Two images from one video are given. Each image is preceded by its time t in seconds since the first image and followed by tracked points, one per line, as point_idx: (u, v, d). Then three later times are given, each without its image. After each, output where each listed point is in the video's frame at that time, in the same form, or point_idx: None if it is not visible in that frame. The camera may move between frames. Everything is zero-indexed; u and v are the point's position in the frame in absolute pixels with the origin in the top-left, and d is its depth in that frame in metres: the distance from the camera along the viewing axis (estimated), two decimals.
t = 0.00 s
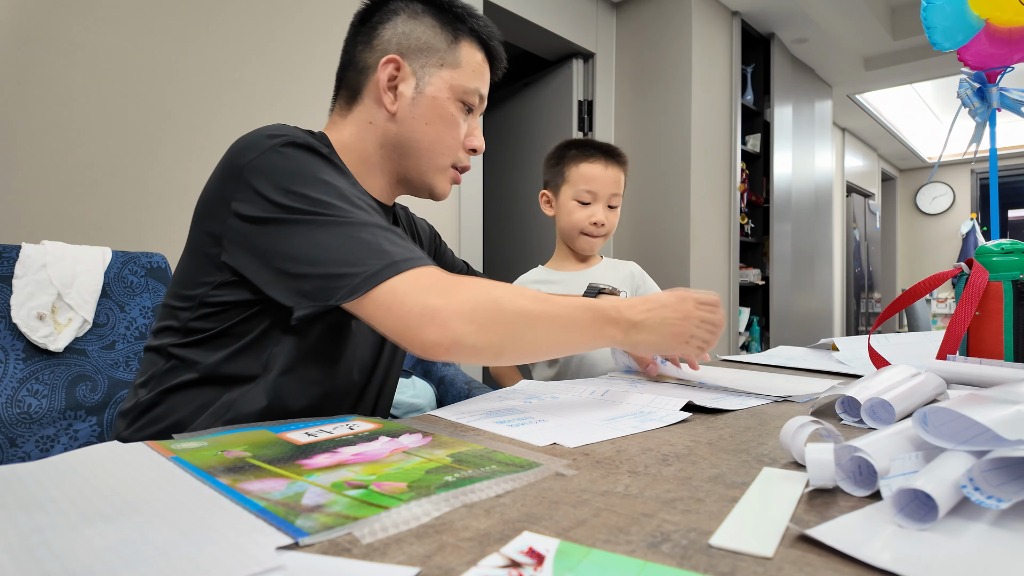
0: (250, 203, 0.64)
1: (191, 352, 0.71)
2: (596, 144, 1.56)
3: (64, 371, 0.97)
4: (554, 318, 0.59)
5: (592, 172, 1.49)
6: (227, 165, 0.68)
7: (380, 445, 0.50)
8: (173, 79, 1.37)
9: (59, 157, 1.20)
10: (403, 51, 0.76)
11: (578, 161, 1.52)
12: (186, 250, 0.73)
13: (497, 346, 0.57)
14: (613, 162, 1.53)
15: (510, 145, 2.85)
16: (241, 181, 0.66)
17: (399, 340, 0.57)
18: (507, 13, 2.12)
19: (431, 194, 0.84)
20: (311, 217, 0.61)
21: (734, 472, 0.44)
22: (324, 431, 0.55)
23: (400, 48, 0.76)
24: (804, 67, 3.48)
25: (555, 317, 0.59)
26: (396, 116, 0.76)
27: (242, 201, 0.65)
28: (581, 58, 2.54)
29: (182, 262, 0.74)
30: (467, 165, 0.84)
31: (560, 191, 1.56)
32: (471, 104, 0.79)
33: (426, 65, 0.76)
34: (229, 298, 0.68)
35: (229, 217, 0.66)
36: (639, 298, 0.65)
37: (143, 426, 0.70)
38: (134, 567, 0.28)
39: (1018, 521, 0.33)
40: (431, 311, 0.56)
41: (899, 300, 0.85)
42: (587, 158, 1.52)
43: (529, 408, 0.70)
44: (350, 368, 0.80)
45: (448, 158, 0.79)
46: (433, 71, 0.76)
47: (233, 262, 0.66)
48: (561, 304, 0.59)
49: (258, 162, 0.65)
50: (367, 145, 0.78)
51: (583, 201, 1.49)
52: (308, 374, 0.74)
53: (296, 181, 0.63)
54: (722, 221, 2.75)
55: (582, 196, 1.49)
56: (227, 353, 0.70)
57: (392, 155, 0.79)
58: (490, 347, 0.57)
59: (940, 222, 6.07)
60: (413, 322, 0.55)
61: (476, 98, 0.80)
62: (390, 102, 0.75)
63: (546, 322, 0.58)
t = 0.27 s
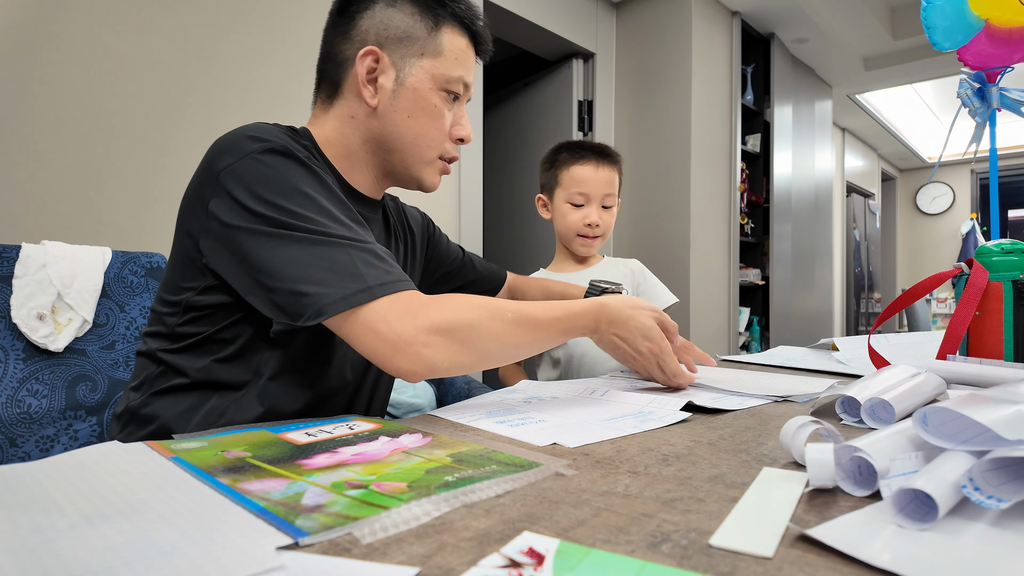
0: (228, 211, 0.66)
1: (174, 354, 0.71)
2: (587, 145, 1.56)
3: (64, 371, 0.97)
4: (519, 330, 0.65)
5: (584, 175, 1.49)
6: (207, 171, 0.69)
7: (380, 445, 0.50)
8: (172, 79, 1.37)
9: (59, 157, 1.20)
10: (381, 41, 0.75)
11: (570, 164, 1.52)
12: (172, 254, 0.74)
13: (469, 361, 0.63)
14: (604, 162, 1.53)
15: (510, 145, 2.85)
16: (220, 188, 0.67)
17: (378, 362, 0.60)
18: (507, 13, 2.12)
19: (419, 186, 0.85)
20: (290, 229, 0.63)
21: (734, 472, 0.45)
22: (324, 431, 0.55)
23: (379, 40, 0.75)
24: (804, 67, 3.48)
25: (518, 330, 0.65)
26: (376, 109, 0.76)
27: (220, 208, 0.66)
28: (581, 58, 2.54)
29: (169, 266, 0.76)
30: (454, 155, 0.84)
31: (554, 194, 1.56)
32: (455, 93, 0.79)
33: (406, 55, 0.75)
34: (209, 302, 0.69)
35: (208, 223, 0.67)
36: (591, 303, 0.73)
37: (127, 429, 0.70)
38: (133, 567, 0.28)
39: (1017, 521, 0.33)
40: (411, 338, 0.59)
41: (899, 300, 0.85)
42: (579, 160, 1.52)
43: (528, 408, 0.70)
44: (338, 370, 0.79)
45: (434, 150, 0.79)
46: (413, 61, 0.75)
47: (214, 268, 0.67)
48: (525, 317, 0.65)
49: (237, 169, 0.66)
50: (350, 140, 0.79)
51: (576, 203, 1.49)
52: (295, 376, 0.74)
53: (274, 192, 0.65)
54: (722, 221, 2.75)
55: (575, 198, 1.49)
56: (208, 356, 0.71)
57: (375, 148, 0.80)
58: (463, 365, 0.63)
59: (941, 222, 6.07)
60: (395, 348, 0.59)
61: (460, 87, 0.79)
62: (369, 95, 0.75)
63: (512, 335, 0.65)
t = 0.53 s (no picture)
0: (218, 215, 0.65)
1: (168, 357, 0.72)
2: (586, 146, 1.56)
3: (64, 371, 0.97)
4: (524, 331, 0.65)
5: (582, 176, 1.49)
6: (194, 173, 0.68)
7: (380, 445, 0.50)
8: (172, 79, 1.37)
9: (59, 157, 1.20)
10: (363, 36, 0.75)
11: (568, 165, 1.52)
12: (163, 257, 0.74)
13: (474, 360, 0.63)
14: (603, 163, 1.53)
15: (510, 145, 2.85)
16: (208, 192, 0.67)
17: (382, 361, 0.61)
18: (507, 13, 2.12)
19: (409, 181, 0.85)
20: (281, 233, 0.62)
21: (734, 472, 0.45)
22: (324, 431, 0.55)
23: (362, 34, 0.75)
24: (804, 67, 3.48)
25: (524, 329, 0.65)
26: (361, 105, 0.76)
27: (210, 211, 0.66)
28: (581, 58, 2.54)
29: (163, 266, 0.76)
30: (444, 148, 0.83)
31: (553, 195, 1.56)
32: (442, 85, 0.78)
33: (389, 49, 0.74)
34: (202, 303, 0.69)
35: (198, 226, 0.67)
36: (596, 304, 0.73)
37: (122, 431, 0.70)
38: (133, 566, 0.28)
39: (1017, 521, 0.33)
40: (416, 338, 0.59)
41: (899, 300, 0.85)
42: (578, 161, 1.51)
43: (527, 408, 0.70)
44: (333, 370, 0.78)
45: (422, 144, 0.79)
46: (397, 55, 0.75)
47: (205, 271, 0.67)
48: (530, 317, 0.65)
49: (225, 172, 0.66)
50: (338, 136, 0.79)
51: (575, 204, 1.49)
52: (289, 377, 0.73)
53: (263, 195, 0.64)
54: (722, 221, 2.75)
55: (574, 199, 1.49)
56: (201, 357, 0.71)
57: (362, 145, 0.80)
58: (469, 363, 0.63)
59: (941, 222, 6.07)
60: (399, 349, 0.59)
61: (447, 80, 0.79)
62: (353, 92, 0.75)
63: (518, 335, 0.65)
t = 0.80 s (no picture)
0: (206, 219, 0.65)
1: (158, 361, 0.71)
2: (588, 147, 1.56)
3: (64, 371, 0.97)
4: (517, 335, 0.65)
5: (584, 176, 1.49)
6: (178, 178, 0.68)
7: (380, 445, 0.50)
8: (172, 78, 1.37)
9: (59, 156, 1.20)
10: (343, 34, 0.74)
11: (569, 166, 1.52)
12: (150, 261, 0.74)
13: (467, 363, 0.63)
14: (604, 165, 1.53)
15: (510, 145, 2.85)
16: (195, 197, 0.66)
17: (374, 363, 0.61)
18: (507, 13, 2.12)
19: (396, 180, 0.84)
20: (269, 238, 0.63)
21: (734, 472, 0.45)
22: (324, 431, 0.55)
23: (341, 33, 0.74)
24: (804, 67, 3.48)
25: (517, 333, 0.65)
26: (342, 104, 0.76)
27: (197, 216, 0.66)
28: (581, 58, 2.54)
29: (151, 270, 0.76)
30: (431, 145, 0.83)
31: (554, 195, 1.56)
32: (425, 82, 0.78)
33: (369, 47, 0.74)
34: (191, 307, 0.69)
35: (185, 231, 0.67)
36: (591, 311, 0.72)
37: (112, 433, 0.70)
38: (132, 567, 0.28)
39: (1017, 521, 0.33)
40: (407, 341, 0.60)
41: (899, 300, 0.85)
42: (580, 163, 1.51)
43: (526, 408, 0.70)
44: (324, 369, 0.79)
45: (407, 143, 0.79)
46: (377, 53, 0.74)
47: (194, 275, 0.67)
48: (523, 322, 0.65)
49: (210, 177, 0.66)
50: (321, 136, 0.79)
51: (575, 205, 1.49)
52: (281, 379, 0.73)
53: (250, 199, 0.64)
54: (722, 221, 2.75)
55: (575, 200, 1.49)
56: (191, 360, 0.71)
57: (346, 144, 0.80)
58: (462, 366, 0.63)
59: (941, 222, 6.07)
60: (391, 351, 0.59)
61: (430, 76, 0.78)
62: (334, 91, 0.75)
63: (512, 339, 0.64)
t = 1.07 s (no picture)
0: (208, 219, 0.65)
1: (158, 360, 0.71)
2: (589, 148, 1.56)
3: (64, 371, 0.97)
4: (518, 333, 0.64)
5: (586, 177, 1.49)
6: (178, 179, 0.68)
7: (380, 445, 0.50)
8: (173, 78, 1.37)
9: (59, 156, 1.20)
10: (337, 35, 0.75)
11: (570, 166, 1.52)
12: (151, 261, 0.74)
13: (466, 362, 0.62)
14: (605, 166, 1.53)
15: (510, 145, 2.85)
16: (196, 197, 0.66)
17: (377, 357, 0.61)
18: (507, 13, 2.12)
19: (396, 179, 0.84)
20: (271, 235, 0.63)
21: (734, 472, 0.45)
22: (324, 431, 0.55)
23: (336, 34, 0.75)
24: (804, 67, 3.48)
25: (518, 331, 0.65)
26: (338, 105, 0.76)
27: (198, 216, 0.66)
28: (581, 58, 2.54)
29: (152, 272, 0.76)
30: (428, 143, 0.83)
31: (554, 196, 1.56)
32: (421, 80, 0.78)
33: (364, 47, 0.74)
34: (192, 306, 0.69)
35: (186, 231, 0.67)
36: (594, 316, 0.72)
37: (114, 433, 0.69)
38: (131, 567, 0.28)
39: (1017, 521, 0.33)
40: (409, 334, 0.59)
41: (899, 300, 0.85)
42: (581, 163, 1.51)
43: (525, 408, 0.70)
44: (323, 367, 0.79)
45: (403, 141, 0.79)
46: (371, 52, 0.74)
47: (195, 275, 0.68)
48: (526, 319, 0.65)
49: (210, 177, 0.66)
50: (318, 137, 0.80)
51: (576, 206, 1.49)
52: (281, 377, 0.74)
53: (251, 198, 0.64)
54: (722, 221, 2.75)
55: (575, 201, 1.49)
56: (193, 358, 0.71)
57: (342, 145, 0.80)
58: (461, 364, 0.62)
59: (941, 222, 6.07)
60: (395, 343, 0.59)
61: (426, 74, 0.78)
62: (329, 92, 0.76)
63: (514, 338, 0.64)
